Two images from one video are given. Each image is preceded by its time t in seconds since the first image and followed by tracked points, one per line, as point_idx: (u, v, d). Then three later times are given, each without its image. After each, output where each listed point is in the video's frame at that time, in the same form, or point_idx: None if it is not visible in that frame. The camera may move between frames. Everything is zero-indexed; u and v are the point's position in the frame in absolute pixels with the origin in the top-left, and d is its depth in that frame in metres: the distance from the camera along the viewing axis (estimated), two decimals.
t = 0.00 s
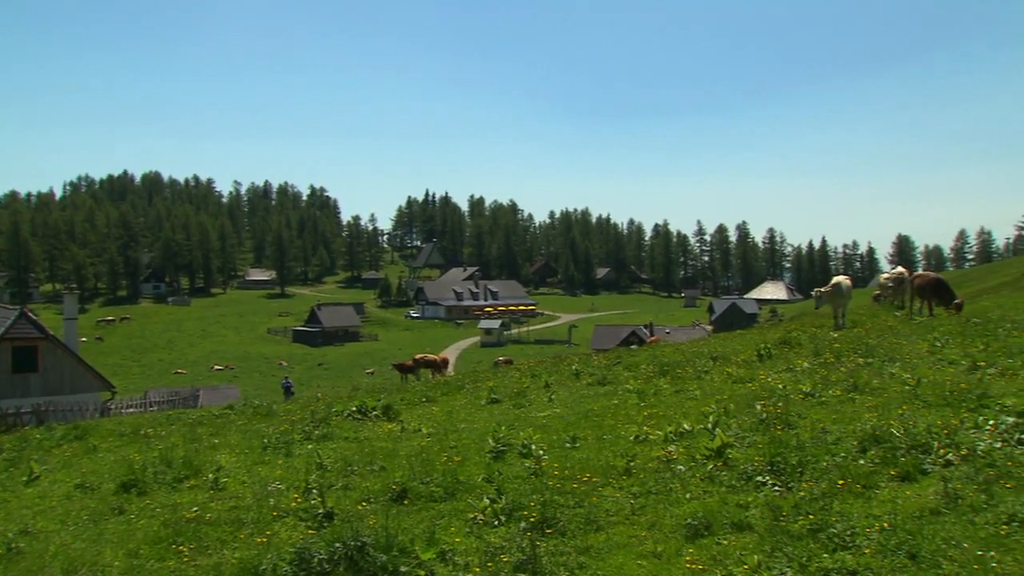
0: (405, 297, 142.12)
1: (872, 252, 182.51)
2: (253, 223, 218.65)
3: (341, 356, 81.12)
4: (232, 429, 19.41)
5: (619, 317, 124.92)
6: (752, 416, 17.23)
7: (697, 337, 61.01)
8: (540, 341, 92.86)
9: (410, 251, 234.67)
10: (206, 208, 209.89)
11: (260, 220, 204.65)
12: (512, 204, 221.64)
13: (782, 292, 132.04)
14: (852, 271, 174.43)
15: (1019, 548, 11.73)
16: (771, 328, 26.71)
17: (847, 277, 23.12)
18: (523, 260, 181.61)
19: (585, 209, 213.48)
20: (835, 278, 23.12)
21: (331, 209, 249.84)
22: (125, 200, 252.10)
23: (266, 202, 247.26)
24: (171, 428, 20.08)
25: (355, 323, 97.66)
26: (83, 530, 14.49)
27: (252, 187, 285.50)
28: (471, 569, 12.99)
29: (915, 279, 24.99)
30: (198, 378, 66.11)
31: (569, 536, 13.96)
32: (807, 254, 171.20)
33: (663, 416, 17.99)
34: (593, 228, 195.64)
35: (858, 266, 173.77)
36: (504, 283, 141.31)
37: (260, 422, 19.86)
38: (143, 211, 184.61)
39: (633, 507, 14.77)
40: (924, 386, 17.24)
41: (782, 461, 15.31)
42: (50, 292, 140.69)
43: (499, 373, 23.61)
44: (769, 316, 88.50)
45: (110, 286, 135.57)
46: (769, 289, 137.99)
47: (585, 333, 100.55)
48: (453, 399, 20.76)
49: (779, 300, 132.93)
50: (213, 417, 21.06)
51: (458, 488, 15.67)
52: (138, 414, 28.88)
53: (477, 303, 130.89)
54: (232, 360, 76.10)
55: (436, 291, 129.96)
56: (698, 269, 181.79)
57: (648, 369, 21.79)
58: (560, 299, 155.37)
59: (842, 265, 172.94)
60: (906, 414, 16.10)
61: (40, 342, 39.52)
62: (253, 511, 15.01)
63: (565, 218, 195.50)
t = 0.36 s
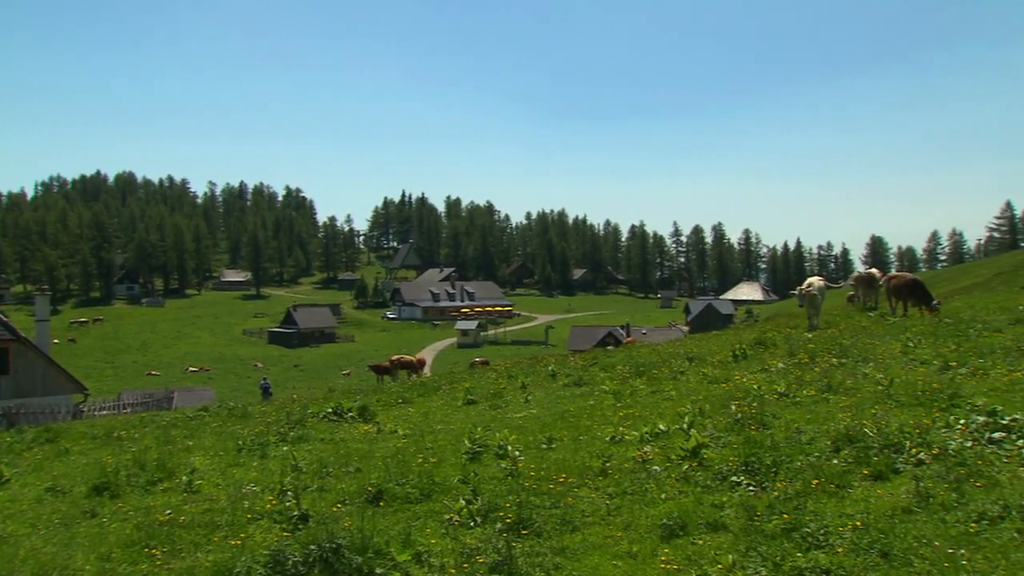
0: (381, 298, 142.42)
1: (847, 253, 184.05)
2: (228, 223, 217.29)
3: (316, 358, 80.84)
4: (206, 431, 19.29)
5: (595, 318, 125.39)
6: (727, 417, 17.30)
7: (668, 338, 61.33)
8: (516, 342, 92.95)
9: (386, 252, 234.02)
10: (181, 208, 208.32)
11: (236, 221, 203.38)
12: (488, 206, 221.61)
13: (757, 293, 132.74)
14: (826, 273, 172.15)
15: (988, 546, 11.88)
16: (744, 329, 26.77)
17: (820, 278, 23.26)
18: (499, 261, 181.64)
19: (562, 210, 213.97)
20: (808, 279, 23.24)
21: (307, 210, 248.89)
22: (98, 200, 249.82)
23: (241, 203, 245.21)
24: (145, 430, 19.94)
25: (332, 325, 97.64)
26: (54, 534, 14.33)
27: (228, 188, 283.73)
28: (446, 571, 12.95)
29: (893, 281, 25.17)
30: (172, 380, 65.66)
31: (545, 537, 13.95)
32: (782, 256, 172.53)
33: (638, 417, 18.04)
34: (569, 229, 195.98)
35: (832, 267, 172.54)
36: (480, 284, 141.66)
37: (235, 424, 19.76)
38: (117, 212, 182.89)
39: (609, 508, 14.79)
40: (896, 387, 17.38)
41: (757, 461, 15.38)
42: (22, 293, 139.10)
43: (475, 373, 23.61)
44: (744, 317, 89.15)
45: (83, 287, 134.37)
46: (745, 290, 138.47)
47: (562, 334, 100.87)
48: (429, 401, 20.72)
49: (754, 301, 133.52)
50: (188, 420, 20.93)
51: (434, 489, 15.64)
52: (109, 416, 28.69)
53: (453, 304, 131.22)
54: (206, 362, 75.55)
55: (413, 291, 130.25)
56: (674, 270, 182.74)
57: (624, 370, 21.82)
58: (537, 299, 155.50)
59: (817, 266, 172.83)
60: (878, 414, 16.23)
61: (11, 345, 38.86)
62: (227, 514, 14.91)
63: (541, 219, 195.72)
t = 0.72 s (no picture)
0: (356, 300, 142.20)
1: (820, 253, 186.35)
2: (201, 224, 215.70)
3: (290, 359, 80.51)
4: (179, 433, 19.16)
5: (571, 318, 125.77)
6: (701, 417, 17.37)
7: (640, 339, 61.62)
8: (491, 343, 92.93)
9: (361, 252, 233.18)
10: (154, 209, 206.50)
11: (209, 221, 201.90)
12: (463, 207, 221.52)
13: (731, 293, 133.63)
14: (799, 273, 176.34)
15: (957, 544, 12.01)
16: (718, 329, 26.91)
17: (795, 278, 23.43)
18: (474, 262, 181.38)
19: (538, 212, 214.22)
20: (784, 279, 23.39)
21: (282, 211, 247.66)
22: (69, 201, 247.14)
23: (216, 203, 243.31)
24: (116, 432, 19.76)
25: (306, 326, 97.46)
26: (22, 538, 14.15)
27: (201, 189, 281.74)
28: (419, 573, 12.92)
29: (869, 281, 25.38)
30: (145, 382, 65.15)
31: (520, 538, 13.96)
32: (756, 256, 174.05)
33: (614, 418, 18.07)
34: (545, 230, 196.13)
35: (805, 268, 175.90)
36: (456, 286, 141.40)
37: (209, 426, 19.63)
38: (90, 212, 181.03)
39: (584, 509, 14.80)
40: (869, 386, 17.51)
41: (730, 461, 15.45)
42: None
43: (451, 374, 23.57)
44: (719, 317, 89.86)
45: (53, 288, 133.10)
46: (719, 291, 139.04)
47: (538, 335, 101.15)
48: (405, 402, 20.67)
49: (729, 301, 134.42)
50: (161, 421, 20.80)
51: (409, 491, 15.60)
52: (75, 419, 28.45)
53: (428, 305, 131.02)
54: (180, 364, 74.97)
55: (388, 292, 130.01)
56: (650, 271, 183.42)
57: (599, 371, 21.86)
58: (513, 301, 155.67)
59: (790, 267, 176.03)
60: (850, 414, 16.34)
61: None
62: (200, 516, 14.79)
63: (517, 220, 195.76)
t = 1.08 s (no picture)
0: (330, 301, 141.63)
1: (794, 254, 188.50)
2: (174, 224, 213.93)
3: (265, 361, 80.19)
4: (151, 436, 19.01)
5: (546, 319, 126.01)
6: (675, 417, 17.43)
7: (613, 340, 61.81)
8: (467, 344, 92.85)
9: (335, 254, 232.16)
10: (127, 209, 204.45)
11: (182, 222, 200.26)
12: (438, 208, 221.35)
13: (706, 294, 134.41)
14: (773, 275, 178.61)
15: (926, 542, 12.14)
16: (695, 330, 27.11)
17: (770, 279, 23.57)
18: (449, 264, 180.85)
19: (513, 213, 214.43)
20: (758, 279, 23.49)
21: (256, 211, 246.30)
22: (39, 201, 244.14)
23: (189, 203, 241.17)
24: (87, 435, 19.57)
25: (281, 327, 97.19)
26: None
27: (174, 188, 279.24)
28: None
29: (844, 282, 25.58)
30: (117, 384, 64.56)
31: (494, 538, 13.95)
32: (730, 257, 175.32)
33: (588, 419, 18.10)
34: (520, 231, 196.15)
35: (779, 269, 178.04)
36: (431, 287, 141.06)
37: (181, 428, 19.50)
38: (61, 212, 178.91)
39: (558, 509, 14.82)
40: (840, 386, 17.65)
41: (704, 461, 15.52)
42: None
43: (425, 375, 23.54)
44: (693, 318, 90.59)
45: (22, 289, 131.53)
46: (694, 292, 138.52)
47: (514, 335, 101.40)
48: (380, 403, 20.62)
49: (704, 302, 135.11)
50: (133, 424, 20.63)
51: (382, 492, 15.56)
52: (38, 423, 28.16)
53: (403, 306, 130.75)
54: (152, 366, 74.36)
55: (363, 293, 129.41)
56: (624, 272, 183.62)
57: (574, 372, 21.87)
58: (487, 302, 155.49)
59: (764, 268, 178.12)
60: (822, 414, 16.47)
61: None
62: (171, 519, 14.66)
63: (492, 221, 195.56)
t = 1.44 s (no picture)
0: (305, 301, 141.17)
1: (769, 255, 190.56)
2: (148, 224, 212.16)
3: (240, 362, 79.75)
4: (123, 438, 18.86)
5: (523, 319, 126.18)
6: (650, 417, 17.49)
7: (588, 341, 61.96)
8: (443, 345, 92.85)
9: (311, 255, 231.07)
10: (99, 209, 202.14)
11: (156, 222, 198.55)
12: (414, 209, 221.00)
13: (681, 295, 135.25)
14: (748, 275, 180.40)
15: (897, 540, 12.25)
16: (673, 330, 27.38)
17: (744, 280, 23.70)
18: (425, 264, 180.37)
19: (488, 214, 214.60)
20: (733, 280, 23.63)
21: (230, 212, 244.89)
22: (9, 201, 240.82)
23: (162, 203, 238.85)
24: (58, 438, 19.39)
25: (256, 327, 96.63)
26: None
27: (146, 188, 276.76)
28: None
29: (819, 282, 25.76)
30: (90, 386, 63.92)
31: (469, 540, 13.92)
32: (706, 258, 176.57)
33: (563, 419, 18.12)
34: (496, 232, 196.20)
35: (754, 270, 179.86)
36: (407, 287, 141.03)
37: (154, 430, 19.36)
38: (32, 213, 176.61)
39: (533, 510, 14.82)
40: (814, 386, 17.75)
41: (679, 461, 15.57)
42: None
43: (401, 376, 23.51)
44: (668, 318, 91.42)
45: None
46: (669, 292, 140.12)
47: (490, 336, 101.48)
48: (355, 404, 20.56)
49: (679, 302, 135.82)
50: (104, 426, 20.47)
51: (357, 494, 15.51)
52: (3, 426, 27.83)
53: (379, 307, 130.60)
54: (125, 367, 73.67)
55: (338, 294, 128.92)
56: (600, 273, 184.26)
57: (550, 372, 21.90)
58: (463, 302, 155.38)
59: (739, 269, 179.88)
60: (795, 413, 16.56)
61: None
62: (143, 522, 14.51)
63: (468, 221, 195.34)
